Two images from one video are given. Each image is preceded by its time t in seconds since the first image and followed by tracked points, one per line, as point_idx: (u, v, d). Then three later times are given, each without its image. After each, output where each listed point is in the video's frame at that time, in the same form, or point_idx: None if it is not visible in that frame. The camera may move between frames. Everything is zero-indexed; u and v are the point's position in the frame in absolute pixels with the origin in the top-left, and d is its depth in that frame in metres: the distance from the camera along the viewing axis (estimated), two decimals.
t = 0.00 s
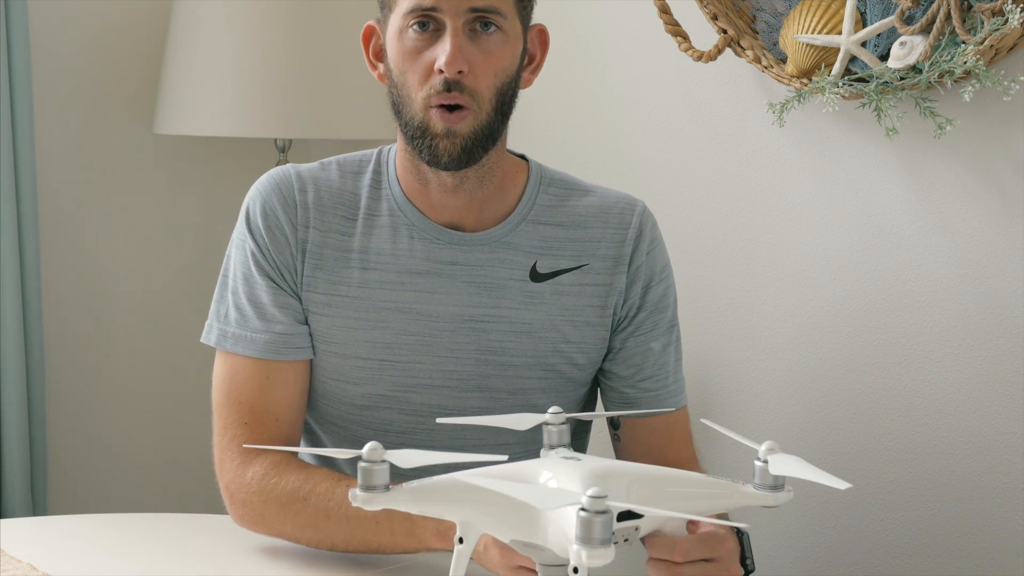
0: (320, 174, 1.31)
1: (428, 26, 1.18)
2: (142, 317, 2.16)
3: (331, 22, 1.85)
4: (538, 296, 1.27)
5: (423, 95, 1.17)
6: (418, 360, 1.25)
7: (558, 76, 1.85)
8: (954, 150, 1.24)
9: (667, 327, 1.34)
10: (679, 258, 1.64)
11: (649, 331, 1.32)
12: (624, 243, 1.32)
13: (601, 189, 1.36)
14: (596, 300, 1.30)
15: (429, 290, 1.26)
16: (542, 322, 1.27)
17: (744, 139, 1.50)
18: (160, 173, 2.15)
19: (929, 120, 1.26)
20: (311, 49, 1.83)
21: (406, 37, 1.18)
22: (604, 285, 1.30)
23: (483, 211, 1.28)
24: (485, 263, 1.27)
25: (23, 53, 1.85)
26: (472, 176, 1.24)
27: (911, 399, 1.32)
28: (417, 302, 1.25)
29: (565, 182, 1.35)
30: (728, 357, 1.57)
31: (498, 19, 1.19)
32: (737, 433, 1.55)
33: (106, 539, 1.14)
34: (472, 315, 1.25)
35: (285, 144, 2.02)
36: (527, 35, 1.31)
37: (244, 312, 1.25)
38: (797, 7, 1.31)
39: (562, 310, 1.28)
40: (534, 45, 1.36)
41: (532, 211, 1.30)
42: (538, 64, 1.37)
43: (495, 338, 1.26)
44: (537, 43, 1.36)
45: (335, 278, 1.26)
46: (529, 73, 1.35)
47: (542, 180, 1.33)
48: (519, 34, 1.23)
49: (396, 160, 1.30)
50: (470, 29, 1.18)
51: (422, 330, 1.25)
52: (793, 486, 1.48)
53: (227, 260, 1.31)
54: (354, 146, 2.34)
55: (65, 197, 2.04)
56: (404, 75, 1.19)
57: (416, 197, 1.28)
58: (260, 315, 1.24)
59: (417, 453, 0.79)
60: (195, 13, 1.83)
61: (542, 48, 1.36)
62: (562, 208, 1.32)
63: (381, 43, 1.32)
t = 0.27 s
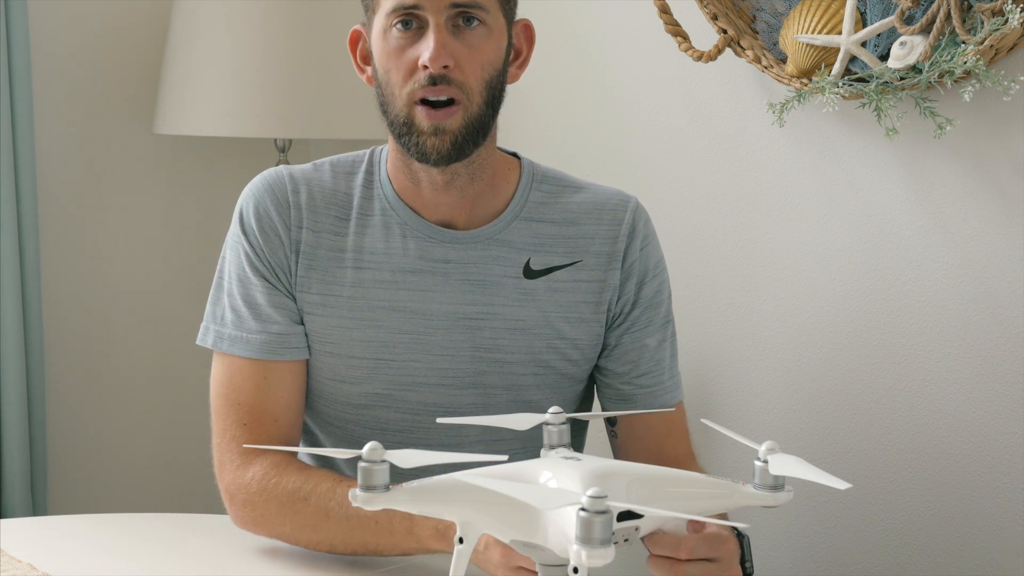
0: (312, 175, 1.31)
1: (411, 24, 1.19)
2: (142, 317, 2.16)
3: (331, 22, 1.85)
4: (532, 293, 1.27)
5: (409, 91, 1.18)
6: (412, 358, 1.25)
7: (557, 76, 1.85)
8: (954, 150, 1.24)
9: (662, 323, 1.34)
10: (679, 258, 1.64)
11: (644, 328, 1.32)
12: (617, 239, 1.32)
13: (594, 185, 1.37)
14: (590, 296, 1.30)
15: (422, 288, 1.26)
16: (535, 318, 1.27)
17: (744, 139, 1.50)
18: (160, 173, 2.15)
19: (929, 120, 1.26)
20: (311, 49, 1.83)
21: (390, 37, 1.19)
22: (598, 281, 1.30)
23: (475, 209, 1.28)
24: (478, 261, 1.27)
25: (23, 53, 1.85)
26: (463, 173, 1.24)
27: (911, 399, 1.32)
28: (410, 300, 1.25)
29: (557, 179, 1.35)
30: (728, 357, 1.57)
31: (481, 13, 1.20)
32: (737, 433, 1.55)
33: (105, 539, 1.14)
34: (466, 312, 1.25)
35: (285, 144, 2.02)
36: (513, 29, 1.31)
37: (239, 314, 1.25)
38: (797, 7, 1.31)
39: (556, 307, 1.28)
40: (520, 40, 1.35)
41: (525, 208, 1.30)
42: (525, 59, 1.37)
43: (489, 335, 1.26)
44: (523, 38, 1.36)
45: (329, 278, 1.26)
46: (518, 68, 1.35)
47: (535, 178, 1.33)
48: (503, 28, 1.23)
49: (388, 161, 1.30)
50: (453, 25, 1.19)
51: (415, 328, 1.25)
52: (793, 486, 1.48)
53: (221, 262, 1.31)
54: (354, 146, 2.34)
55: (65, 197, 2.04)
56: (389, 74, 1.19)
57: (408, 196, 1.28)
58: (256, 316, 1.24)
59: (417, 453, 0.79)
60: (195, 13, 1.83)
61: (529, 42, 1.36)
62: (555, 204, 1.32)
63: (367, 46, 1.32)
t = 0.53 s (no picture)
0: (306, 173, 1.31)
1: (401, 23, 1.20)
2: (142, 317, 2.16)
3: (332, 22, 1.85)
4: (527, 288, 1.27)
5: (397, 87, 1.19)
6: (406, 354, 1.25)
7: (557, 76, 1.85)
8: (954, 150, 1.24)
9: (657, 320, 1.35)
10: (679, 258, 1.64)
11: (640, 326, 1.33)
12: (612, 235, 1.32)
13: (589, 181, 1.36)
14: (587, 292, 1.29)
15: (416, 284, 1.25)
16: (530, 313, 1.27)
17: (744, 139, 1.50)
18: (161, 174, 2.15)
19: (929, 120, 1.26)
20: (312, 49, 1.83)
21: (380, 34, 1.20)
22: (594, 277, 1.30)
23: (469, 205, 1.28)
24: (472, 256, 1.26)
25: (23, 53, 1.85)
26: (457, 169, 1.24)
27: (912, 399, 1.32)
28: (403, 297, 1.25)
29: (552, 175, 1.35)
30: (728, 357, 1.57)
31: (471, 12, 1.20)
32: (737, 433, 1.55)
33: (106, 539, 1.14)
34: (460, 308, 1.25)
35: (285, 144, 2.02)
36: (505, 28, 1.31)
37: (227, 313, 1.26)
38: (797, 7, 1.31)
39: (552, 302, 1.27)
40: (513, 38, 1.36)
41: (520, 204, 1.30)
42: (519, 58, 1.37)
43: (484, 330, 1.25)
44: (516, 36, 1.36)
45: (321, 275, 1.26)
46: (511, 66, 1.36)
47: (530, 174, 1.33)
48: (494, 27, 1.24)
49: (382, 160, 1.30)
50: (443, 23, 1.20)
51: (409, 324, 1.25)
52: (793, 486, 1.48)
53: (215, 262, 1.32)
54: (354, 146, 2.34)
55: (65, 197, 2.04)
56: (378, 70, 1.20)
57: (402, 193, 1.28)
58: (243, 316, 1.25)
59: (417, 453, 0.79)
60: (195, 13, 1.83)
61: (523, 40, 1.36)
62: (550, 200, 1.32)
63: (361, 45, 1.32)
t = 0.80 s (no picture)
0: (300, 174, 1.31)
1: (392, 29, 1.19)
2: (142, 316, 2.16)
3: (332, 22, 1.85)
4: (520, 288, 1.27)
5: (386, 93, 1.18)
6: (400, 354, 1.25)
7: (557, 76, 1.85)
8: (954, 150, 1.24)
9: (650, 319, 1.34)
10: (678, 258, 1.64)
11: (634, 325, 1.33)
12: (605, 235, 1.31)
13: (582, 181, 1.36)
14: (579, 291, 1.29)
15: (409, 284, 1.25)
16: (523, 312, 1.26)
17: (744, 139, 1.50)
18: (161, 173, 2.15)
19: (929, 120, 1.26)
20: (312, 49, 1.83)
21: (370, 39, 1.20)
22: (586, 277, 1.30)
23: (461, 205, 1.27)
24: (465, 256, 1.26)
25: (24, 53, 1.85)
26: (447, 170, 1.24)
27: (912, 398, 1.32)
28: (396, 297, 1.25)
29: (545, 175, 1.35)
30: (728, 357, 1.57)
31: (463, 20, 1.20)
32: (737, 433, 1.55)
33: (105, 539, 1.14)
34: (453, 307, 1.25)
35: (285, 144, 2.02)
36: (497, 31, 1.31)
37: (222, 314, 1.27)
38: (797, 7, 1.31)
39: (545, 301, 1.27)
40: (506, 41, 1.35)
41: (512, 204, 1.30)
42: (510, 61, 1.36)
43: (477, 329, 1.26)
44: (509, 39, 1.35)
45: (314, 275, 1.26)
46: (503, 69, 1.36)
47: (523, 174, 1.33)
48: (485, 33, 1.23)
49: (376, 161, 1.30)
50: (434, 31, 1.19)
51: (402, 324, 1.25)
52: (793, 486, 1.48)
53: (210, 263, 1.32)
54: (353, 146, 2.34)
55: (64, 197, 2.04)
56: (367, 74, 1.20)
57: (394, 193, 1.28)
58: (238, 317, 1.25)
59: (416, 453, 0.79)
60: (195, 13, 1.83)
61: (516, 45, 1.36)
62: (543, 200, 1.32)
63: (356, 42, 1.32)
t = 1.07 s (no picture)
0: (293, 177, 1.31)
1: (380, 32, 1.19)
2: (142, 316, 2.16)
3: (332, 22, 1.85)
4: (515, 284, 1.27)
5: (380, 97, 1.19)
6: (397, 354, 1.25)
7: (557, 75, 1.85)
8: (954, 150, 1.24)
9: (647, 313, 1.33)
10: (679, 259, 1.64)
11: (630, 319, 1.32)
12: (598, 229, 1.32)
13: (574, 177, 1.37)
14: (574, 286, 1.29)
15: (405, 284, 1.26)
16: (517, 309, 1.26)
17: (744, 140, 1.50)
18: (161, 174, 2.15)
19: (929, 120, 1.26)
20: (312, 49, 1.83)
21: (359, 44, 1.20)
22: (581, 271, 1.30)
23: (454, 204, 1.28)
24: (460, 254, 1.27)
25: (24, 53, 1.85)
26: (441, 169, 1.24)
27: (912, 398, 1.32)
28: (392, 297, 1.25)
29: (538, 172, 1.35)
30: (728, 357, 1.57)
31: (450, 17, 1.20)
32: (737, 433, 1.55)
33: (106, 539, 1.14)
34: (448, 306, 1.25)
35: (285, 144, 2.02)
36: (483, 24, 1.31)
37: (222, 317, 1.27)
38: (797, 7, 1.31)
39: (541, 297, 1.27)
40: (490, 35, 1.36)
41: (506, 201, 1.30)
42: (497, 53, 1.37)
43: (472, 327, 1.25)
44: (494, 32, 1.36)
45: (310, 276, 1.26)
46: (490, 62, 1.36)
47: (515, 171, 1.33)
48: (473, 27, 1.23)
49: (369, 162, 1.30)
50: (421, 30, 1.19)
51: (398, 324, 1.25)
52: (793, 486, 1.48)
53: (207, 266, 1.32)
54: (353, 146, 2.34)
55: (64, 197, 2.04)
56: (360, 81, 1.20)
57: (387, 193, 1.29)
58: (238, 320, 1.25)
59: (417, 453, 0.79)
60: (195, 13, 1.83)
61: (500, 36, 1.36)
62: (536, 197, 1.32)
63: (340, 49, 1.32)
